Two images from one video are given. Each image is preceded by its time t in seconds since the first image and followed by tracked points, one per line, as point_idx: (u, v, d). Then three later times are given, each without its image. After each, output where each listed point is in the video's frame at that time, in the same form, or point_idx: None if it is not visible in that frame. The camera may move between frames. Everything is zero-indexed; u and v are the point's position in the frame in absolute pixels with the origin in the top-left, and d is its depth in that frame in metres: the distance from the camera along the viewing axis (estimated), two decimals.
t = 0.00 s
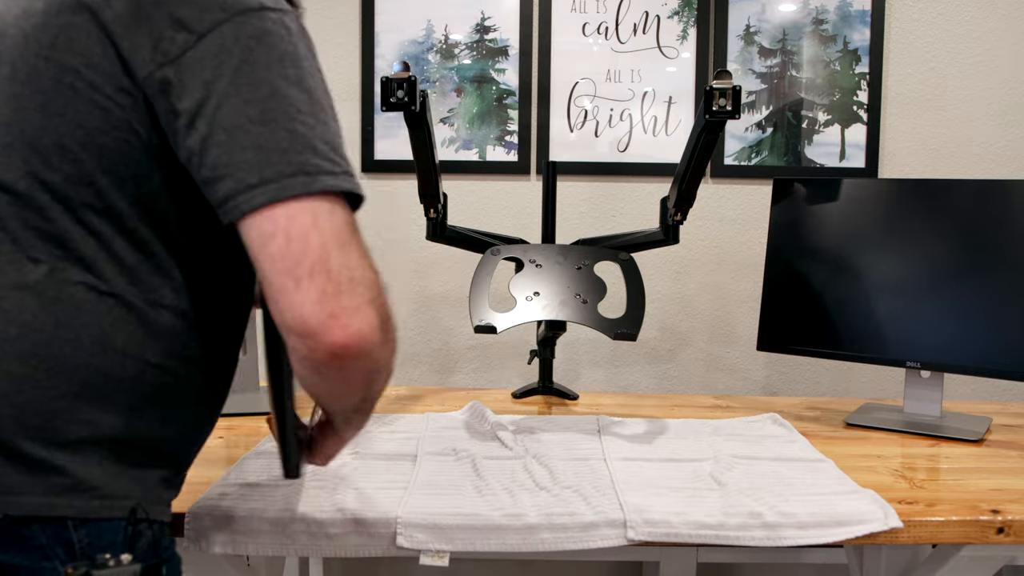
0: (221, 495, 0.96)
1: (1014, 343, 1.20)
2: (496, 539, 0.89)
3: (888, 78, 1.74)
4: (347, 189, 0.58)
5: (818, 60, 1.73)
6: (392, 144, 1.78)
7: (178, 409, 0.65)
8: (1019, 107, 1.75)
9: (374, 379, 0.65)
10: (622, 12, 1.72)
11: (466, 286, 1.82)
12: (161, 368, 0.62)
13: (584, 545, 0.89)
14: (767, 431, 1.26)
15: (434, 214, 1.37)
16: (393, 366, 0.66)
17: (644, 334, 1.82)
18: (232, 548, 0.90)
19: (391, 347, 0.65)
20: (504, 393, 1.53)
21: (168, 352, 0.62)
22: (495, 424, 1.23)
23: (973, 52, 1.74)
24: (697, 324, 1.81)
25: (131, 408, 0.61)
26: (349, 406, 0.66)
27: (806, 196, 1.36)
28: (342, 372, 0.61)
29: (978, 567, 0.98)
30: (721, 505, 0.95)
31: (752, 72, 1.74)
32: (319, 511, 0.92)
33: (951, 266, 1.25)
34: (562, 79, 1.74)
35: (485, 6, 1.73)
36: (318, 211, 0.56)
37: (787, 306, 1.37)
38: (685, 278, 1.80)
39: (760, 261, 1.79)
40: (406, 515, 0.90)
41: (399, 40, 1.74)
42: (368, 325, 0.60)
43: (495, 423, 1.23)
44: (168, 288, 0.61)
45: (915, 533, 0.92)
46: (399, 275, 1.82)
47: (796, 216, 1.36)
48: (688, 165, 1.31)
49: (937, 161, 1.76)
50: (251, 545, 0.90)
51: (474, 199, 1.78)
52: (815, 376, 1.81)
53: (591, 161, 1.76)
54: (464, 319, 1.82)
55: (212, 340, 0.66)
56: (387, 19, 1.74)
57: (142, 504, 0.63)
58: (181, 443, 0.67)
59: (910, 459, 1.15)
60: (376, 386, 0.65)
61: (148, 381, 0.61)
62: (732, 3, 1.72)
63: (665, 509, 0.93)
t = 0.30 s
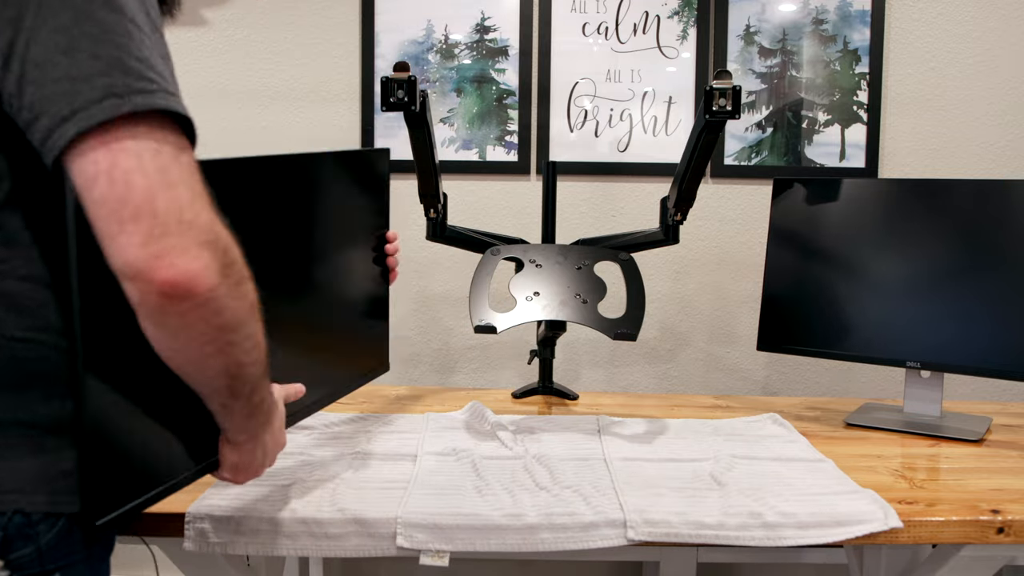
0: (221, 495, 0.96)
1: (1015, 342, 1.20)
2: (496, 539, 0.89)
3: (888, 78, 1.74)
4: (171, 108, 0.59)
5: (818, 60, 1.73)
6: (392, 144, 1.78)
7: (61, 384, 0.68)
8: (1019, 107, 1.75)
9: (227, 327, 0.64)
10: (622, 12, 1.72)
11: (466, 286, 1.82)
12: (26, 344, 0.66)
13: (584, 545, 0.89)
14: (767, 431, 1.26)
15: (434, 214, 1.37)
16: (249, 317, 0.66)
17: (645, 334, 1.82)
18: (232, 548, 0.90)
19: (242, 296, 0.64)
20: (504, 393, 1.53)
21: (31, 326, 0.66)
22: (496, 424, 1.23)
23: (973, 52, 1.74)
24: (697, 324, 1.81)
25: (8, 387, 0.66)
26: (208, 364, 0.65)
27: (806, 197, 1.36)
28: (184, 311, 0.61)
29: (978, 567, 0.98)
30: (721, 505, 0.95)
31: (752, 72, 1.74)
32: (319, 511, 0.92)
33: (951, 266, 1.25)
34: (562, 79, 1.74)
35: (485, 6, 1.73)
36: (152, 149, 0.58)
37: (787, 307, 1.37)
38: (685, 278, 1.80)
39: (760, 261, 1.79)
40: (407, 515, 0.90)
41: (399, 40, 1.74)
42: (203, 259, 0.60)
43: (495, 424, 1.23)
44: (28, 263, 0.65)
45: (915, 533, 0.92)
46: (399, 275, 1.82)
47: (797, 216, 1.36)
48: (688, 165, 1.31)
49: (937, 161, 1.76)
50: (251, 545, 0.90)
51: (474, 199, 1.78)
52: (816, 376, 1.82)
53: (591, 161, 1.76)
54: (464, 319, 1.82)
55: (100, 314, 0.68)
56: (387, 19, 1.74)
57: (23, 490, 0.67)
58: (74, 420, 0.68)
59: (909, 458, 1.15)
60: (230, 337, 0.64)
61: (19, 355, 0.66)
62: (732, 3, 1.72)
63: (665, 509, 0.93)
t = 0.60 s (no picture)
0: (221, 495, 0.96)
1: (1015, 342, 1.20)
2: (496, 539, 0.89)
3: (888, 78, 1.74)
4: (102, 127, 0.54)
5: (818, 60, 1.73)
6: (392, 144, 1.78)
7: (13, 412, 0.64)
8: (1019, 107, 1.75)
9: (98, 356, 0.56)
10: (622, 12, 1.72)
11: (466, 286, 1.82)
12: None
13: (584, 545, 0.89)
14: (767, 431, 1.26)
15: (434, 214, 1.37)
16: (129, 344, 0.57)
17: (645, 334, 1.82)
18: (232, 548, 0.90)
19: (114, 322, 0.56)
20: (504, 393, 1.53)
21: None
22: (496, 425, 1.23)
23: (973, 52, 1.74)
24: (697, 324, 1.81)
25: None
26: (101, 390, 0.59)
27: (806, 196, 1.36)
28: (41, 340, 0.54)
29: (978, 567, 0.98)
30: (722, 505, 0.95)
31: (752, 72, 1.74)
32: (319, 510, 0.92)
33: (952, 266, 1.25)
34: (562, 79, 1.74)
35: (485, 6, 1.73)
36: None
37: (787, 307, 1.37)
38: (685, 278, 1.80)
39: (760, 261, 1.79)
40: (407, 515, 0.90)
41: (399, 40, 1.74)
42: (37, 289, 0.51)
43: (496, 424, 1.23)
44: None
45: (915, 533, 0.92)
46: (399, 275, 1.82)
47: (797, 216, 1.36)
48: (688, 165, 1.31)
49: (937, 161, 1.76)
50: (251, 545, 0.89)
51: (474, 199, 1.78)
52: (815, 376, 1.82)
53: (591, 161, 1.76)
54: (464, 318, 1.82)
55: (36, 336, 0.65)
56: (387, 19, 1.74)
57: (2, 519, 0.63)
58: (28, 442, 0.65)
59: (910, 459, 1.15)
60: (109, 365, 0.57)
61: None
62: (732, 3, 1.72)
63: (666, 509, 0.93)
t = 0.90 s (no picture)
0: (221, 495, 0.96)
1: (1015, 342, 1.20)
2: (496, 539, 0.89)
3: (888, 78, 1.74)
4: (88, 91, 0.53)
5: (818, 60, 1.73)
6: (392, 143, 1.78)
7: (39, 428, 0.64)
8: (1019, 106, 1.75)
9: (78, 324, 0.54)
10: (622, 12, 1.72)
11: (465, 286, 1.82)
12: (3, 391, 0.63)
13: (584, 544, 0.89)
14: (767, 431, 1.26)
15: (433, 214, 1.37)
16: (110, 310, 0.55)
17: (644, 334, 1.82)
18: (232, 548, 0.90)
19: (93, 286, 0.54)
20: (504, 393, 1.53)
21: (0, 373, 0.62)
22: (496, 425, 1.23)
23: (973, 53, 1.74)
24: (697, 324, 1.81)
25: None
26: (84, 362, 0.57)
27: (806, 196, 1.36)
28: (19, 305, 0.53)
29: (978, 567, 0.98)
30: (721, 505, 0.95)
31: (751, 72, 1.74)
32: (319, 510, 0.92)
33: (949, 266, 1.25)
34: (562, 79, 1.74)
35: (485, 6, 1.73)
36: None
37: (786, 307, 1.37)
38: (685, 277, 1.80)
39: (760, 261, 1.79)
40: (407, 515, 0.90)
41: (399, 40, 1.74)
42: (15, 248, 0.50)
43: (495, 424, 1.24)
44: None
45: (915, 533, 0.92)
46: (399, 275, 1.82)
47: (796, 216, 1.36)
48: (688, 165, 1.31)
49: (937, 161, 1.76)
50: (251, 544, 0.90)
51: (474, 199, 1.78)
52: (816, 376, 1.82)
53: (591, 161, 1.76)
54: (464, 319, 1.82)
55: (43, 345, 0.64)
56: (387, 19, 1.74)
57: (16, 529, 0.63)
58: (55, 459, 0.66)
59: (910, 458, 1.15)
60: (90, 334, 0.55)
61: None
62: (732, 3, 1.72)
63: (666, 509, 0.93)
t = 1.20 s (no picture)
0: (221, 494, 0.96)
1: (1015, 341, 1.20)
2: (496, 539, 0.89)
3: (888, 78, 1.74)
4: (39, 78, 0.54)
5: (818, 60, 1.73)
6: (392, 143, 1.78)
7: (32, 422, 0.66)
8: (1019, 106, 1.75)
9: (43, 314, 0.55)
10: (622, 12, 1.72)
11: (465, 286, 1.82)
12: None
13: (584, 544, 0.89)
14: (767, 431, 1.26)
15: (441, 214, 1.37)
16: (74, 300, 0.56)
17: (645, 334, 1.82)
18: (232, 548, 0.90)
19: (56, 275, 0.55)
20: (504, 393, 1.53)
21: None
22: (496, 425, 1.23)
23: (973, 53, 1.74)
24: (697, 324, 1.81)
25: None
26: (52, 356, 0.58)
27: (806, 197, 1.36)
28: None
29: (978, 567, 0.98)
30: (721, 505, 0.95)
31: (752, 72, 1.74)
32: (319, 511, 0.92)
33: (948, 266, 1.25)
34: (562, 78, 1.74)
35: (485, 6, 1.73)
36: None
37: (787, 308, 1.37)
38: (685, 277, 1.80)
39: (760, 261, 1.79)
40: (407, 515, 0.90)
41: (399, 40, 1.74)
42: None
43: (496, 424, 1.24)
44: None
45: (915, 533, 0.92)
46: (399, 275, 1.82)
47: (796, 216, 1.36)
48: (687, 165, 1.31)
49: (937, 162, 1.76)
50: (251, 545, 0.90)
51: (474, 199, 1.78)
52: (815, 376, 1.82)
53: (591, 161, 1.76)
54: (464, 319, 1.82)
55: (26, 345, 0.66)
56: (387, 19, 1.74)
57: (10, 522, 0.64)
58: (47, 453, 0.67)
59: (909, 458, 1.15)
60: (55, 325, 0.56)
61: None
62: (732, 3, 1.72)
63: (665, 508, 0.93)
